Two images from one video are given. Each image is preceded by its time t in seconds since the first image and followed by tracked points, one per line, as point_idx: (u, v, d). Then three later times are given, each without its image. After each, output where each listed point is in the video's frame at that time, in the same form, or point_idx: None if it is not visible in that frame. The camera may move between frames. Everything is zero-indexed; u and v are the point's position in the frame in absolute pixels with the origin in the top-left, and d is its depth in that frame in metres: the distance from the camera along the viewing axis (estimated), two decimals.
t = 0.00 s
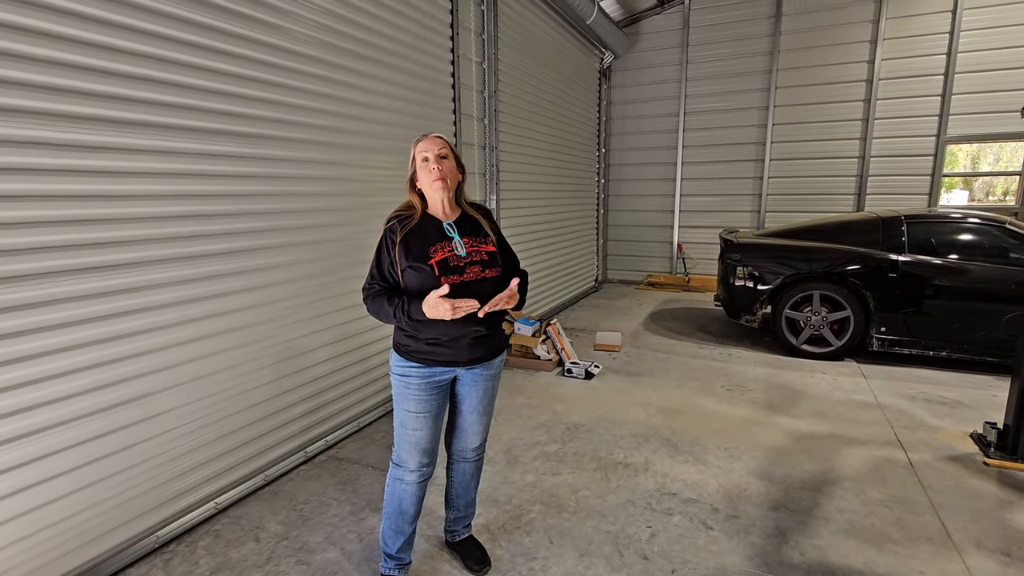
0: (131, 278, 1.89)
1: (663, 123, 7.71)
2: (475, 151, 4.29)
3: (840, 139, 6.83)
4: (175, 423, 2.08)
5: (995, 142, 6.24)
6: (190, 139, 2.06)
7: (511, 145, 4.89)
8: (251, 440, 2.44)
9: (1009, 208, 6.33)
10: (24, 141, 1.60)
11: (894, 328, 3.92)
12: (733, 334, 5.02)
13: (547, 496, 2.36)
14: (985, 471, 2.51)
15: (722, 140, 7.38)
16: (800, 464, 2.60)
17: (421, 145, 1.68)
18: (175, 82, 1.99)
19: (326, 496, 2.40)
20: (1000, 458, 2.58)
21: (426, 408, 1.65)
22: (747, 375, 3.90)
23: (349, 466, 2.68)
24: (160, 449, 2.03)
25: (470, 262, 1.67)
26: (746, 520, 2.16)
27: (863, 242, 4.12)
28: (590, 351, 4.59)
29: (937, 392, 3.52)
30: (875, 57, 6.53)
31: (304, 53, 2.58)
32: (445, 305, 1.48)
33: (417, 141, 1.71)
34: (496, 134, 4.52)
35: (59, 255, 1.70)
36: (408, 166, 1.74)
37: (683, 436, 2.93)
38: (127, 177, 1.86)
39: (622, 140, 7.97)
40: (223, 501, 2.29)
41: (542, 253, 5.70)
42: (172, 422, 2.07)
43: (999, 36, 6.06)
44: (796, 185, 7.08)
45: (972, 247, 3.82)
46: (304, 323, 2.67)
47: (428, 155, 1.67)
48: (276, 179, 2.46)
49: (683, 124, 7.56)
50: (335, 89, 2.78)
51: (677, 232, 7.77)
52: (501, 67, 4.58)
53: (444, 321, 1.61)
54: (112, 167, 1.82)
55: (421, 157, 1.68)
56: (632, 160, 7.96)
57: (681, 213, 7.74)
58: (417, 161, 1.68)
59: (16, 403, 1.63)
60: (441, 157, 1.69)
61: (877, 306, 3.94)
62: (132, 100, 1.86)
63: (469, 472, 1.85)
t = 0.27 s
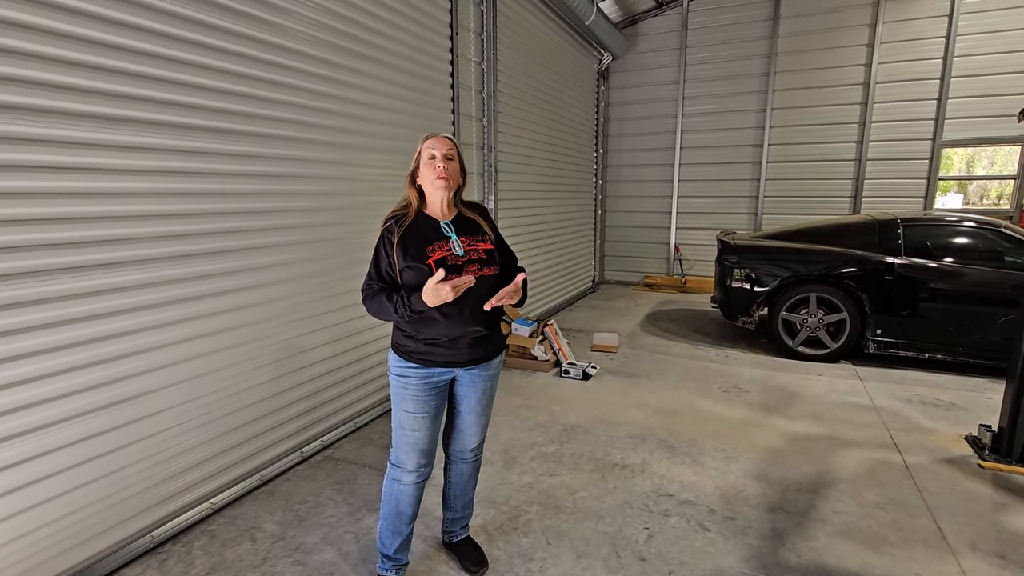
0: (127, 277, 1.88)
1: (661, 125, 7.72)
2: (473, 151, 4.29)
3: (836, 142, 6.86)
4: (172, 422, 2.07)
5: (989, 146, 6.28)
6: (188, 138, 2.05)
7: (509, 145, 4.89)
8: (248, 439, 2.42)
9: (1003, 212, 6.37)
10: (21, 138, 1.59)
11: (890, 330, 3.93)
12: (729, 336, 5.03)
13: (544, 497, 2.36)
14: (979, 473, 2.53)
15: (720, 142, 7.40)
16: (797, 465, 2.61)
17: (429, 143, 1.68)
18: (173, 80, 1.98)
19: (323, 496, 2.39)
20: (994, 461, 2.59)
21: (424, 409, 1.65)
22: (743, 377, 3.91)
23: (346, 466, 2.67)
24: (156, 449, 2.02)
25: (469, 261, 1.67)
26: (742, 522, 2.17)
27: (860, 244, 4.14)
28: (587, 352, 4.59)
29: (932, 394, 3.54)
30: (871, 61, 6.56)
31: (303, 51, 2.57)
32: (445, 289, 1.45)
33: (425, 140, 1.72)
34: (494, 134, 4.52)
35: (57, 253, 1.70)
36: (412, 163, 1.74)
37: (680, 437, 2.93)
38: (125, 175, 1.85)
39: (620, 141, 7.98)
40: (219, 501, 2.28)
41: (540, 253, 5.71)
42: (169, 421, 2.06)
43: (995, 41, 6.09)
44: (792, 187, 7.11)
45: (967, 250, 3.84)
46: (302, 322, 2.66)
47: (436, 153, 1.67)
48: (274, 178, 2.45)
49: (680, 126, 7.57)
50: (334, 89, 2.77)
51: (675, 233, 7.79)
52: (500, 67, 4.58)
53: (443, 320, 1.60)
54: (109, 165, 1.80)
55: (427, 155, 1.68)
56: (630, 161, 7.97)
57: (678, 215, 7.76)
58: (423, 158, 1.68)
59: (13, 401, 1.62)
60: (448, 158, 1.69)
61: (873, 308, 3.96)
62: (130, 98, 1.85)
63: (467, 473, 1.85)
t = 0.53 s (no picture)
0: (120, 275, 1.86)
1: (658, 125, 7.72)
2: (471, 150, 4.28)
3: (833, 143, 6.87)
4: (166, 422, 2.05)
5: (984, 148, 6.30)
6: (184, 135, 2.03)
7: (507, 144, 4.88)
8: (242, 439, 2.41)
9: (998, 214, 6.40)
10: (13, 134, 1.57)
11: (885, 332, 3.95)
12: (726, 336, 5.04)
13: (541, 498, 2.35)
14: (974, 475, 2.54)
15: (717, 143, 7.41)
16: (793, 466, 2.61)
17: (428, 142, 1.67)
18: (169, 77, 1.96)
19: (319, 497, 2.37)
20: (990, 462, 2.61)
21: (421, 410, 1.64)
22: (740, 378, 3.91)
23: (342, 466, 2.66)
24: (150, 449, 2.00)
25: (468, 262, 1.66)
26: (739, 523, 2.16)
27: (856, 246, 4.15)
28: (584, 352, 4.59)
29: (928, 396, 3.55)
30: (868, 62, 6.58)
31: (300, 49, 2.55)
32: (453, 308, 1.47)
33: (424, 139, 1.70)
34: (492, 133, 4.51)
35: (50, 251, 1.67)
36: (410, 162, 1.72)
37: (676, 438, 2.93)
38: (120, 172, 1.83)
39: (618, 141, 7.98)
40: (213, 502, 2.26)
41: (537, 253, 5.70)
42: (162, 421, 2.04)
43: (991, 43, 6.12)
44: (789, 188, 7.12)
45: (962, 252, 3.86)
46: (298, 321, 2.64)
47: (435, 152, 1.66)
48: (270, 176, 2.43)
49: (678, 126, 7.58)
50: (331, 87, 2.75)
51: (671, 233, 7.79)
52: (498, 66, 4.57)
53: (442, 322, 1.60)
54: (103, 162, 1.78)
55: (426, 154, 1.67)
56: (627, 161, 7.98)
57: (675, 215, 7.76)
58: (422, 157, 1.67)
59: (5, 400, 1.60)
60: (447, 157, 1.68)
61: (869, 309, 3.97)
62: (126, 94, 1.83)
63: (464, 474, 1.84)
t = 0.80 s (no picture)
0: (114, 272, 1.84)
1: (655, 123, 7.73)
2: (468, 147, 4.27)
3: (829, 142, 6.90)
4: (160, 420, 2.03)
5: (978, 148, 6.33)
6: (179, 130, 2.01)
7: (504, 142, 4.87)
8: (238, 437, 2.39)
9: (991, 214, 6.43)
10: (5, 128, 1.55)
11: (880, 330, 3.96)
12: (722, 334, 5.06)
13: (538, 495, 2.35)
14: (968, 472, 2.55)
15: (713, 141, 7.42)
16: (789, 464, 2.63)
17: (426, 139, 1.67)
18: (163, 71, 1.94)
19: (315, 494, 2.37)
20: (983, 459, 2.62)
21: (419, 407, 1.63)
22: (736, 376, 3.93)
23: (338, 464, 2.65)
24: (145, 446, 1.99)
25: (466, 259, 1.66)
26: (735, 520, 2.17)
27: (851, 245, 4.16)
28: (580, 350, 4.59)
29: (922, 394, 3.57)
30: (864, 62, 6.60)
31: (296, 44, 2.53)
32: (448, 307, 1.47)
33: (422, 135, 1.70)
34: (489, 131, 4.50)
35: (43, 247, 1.66)
36: (409, 159, 1.72)
37: (673, 436, 2.94)
38: (114, 167, 1.82)
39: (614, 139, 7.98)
40: (209, 499, 2.25)
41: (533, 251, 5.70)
42: (157, 418, 2.02)
43: (985, 44, 6.15)
44: (785, 187, 7.14)
45: (956, 251, 3.88)
46: (295, 318, 2.63)
47: (434, 149, 1.65)
48: (265, 173, 2.41)
49: (674, 125, 7.59)
50: (327, 83, 2.74)
51: (668, 231, 7.81)
52: (495, 63, 4.56)
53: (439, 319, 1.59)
54: (97, 158, 1.77)
55: (425, 150, 1.66)
56: (623, 159, 7.98)
57: (671, 214, 7.78)
58: (421, 154, 1.66)
59: None
60: (447, 155, 1.67)
61: (864, 308, 3.98)
62: (120, 89, 1.81)
63: (461, 472, 1.83)
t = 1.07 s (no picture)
0: (107, 267, 1.82)
1: (651, 121, 7.73)
2: (464, 144, 4.25)
3: (824, 140, 6.91)
4: (154, 417, 2.02)
5: (972, 147, 6.36)
6: (172, 125, 1.99)
7: (500, 139, 4.86)
8: (233, 435, 2.38)
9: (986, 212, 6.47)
10: None
11: (876, 327, 3.98)
12: (718, 332, 5.07)
13: (535, 492, 2.35)
14: (962, 468, 2.57)
15: (710, 139, 7.43)
16: (785, 460, 2.63)
17: (423, 133, 1.66)
18: (157, 65, 1.92)
19: (311, 492, 2.36)
20: (977, 456, 2.64)
21: (415, 404, 1.63)
22: (732, 373, 3.94)
23: (334, 461, 2.64)
24: (139, 443, 1.97)
25: (463, 257, 1.64)
26: (732, 516, 2.18)
27: (847, 242, 4.18)
28: (577, 347, 4.59)
29: (916, 390, 3.59)
30: (860, 60, 6.62)
31: (291, 39, 2.51)
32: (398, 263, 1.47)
33: (418, 131, 1.68)
34: (485, 128, 4.49)
35: (35, 242, 1.64)
36: (406, 154, 1.71)
37: (669, 432, 2.95)
38: (106, 162, 1.80)
39: (611, 136, 7.98)
40: (204, 497, 2.24)
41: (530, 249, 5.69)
42: (151, 416, 2.01)
43: (980, 42, 6.17)
44: (781, 185, 7.16)
45: (951, 249, 3.90)
46: (290, 315, 2.62)
47: (430, 143, 1.64)
48: (260, 169, 2.39)
49: (671, 122, 7.59)
50: (323, 78, 2.72)
51: (664, 229, 7.82)
52: (492, 60, 4.54)
53: (436, 316, 1.58)
54: (90, 152, 1.75)
55: (421, 145, 1.65)
56: (620, 157, 7.98)
57: (668, 211, 7.79)
58: (417, 148, 1.65)
59: None
60: (443, 148, 1.65)
61: (860, 305, 4.00)
62: (112, 83, 1.79)
63: (458, 468, 1.83)
